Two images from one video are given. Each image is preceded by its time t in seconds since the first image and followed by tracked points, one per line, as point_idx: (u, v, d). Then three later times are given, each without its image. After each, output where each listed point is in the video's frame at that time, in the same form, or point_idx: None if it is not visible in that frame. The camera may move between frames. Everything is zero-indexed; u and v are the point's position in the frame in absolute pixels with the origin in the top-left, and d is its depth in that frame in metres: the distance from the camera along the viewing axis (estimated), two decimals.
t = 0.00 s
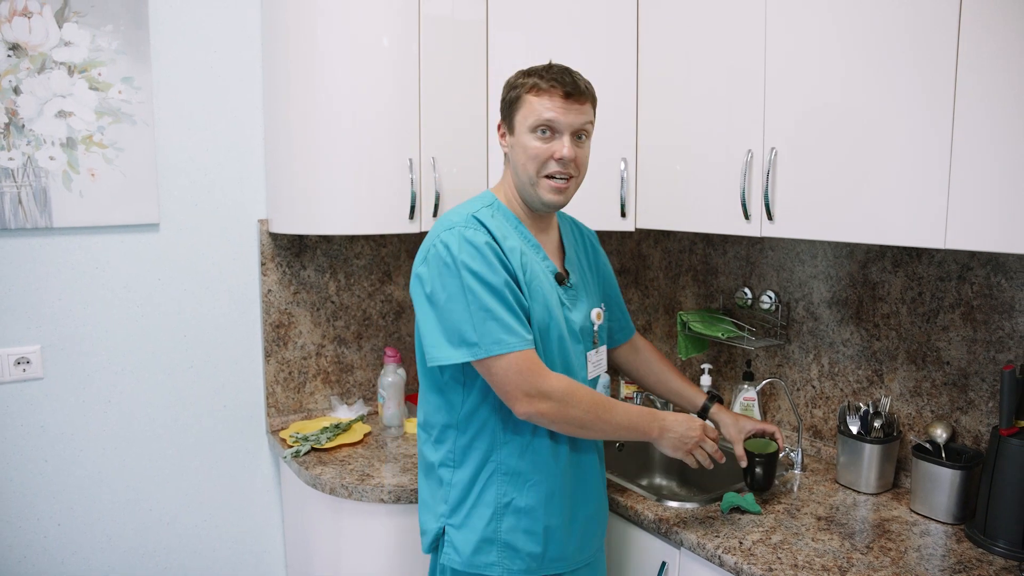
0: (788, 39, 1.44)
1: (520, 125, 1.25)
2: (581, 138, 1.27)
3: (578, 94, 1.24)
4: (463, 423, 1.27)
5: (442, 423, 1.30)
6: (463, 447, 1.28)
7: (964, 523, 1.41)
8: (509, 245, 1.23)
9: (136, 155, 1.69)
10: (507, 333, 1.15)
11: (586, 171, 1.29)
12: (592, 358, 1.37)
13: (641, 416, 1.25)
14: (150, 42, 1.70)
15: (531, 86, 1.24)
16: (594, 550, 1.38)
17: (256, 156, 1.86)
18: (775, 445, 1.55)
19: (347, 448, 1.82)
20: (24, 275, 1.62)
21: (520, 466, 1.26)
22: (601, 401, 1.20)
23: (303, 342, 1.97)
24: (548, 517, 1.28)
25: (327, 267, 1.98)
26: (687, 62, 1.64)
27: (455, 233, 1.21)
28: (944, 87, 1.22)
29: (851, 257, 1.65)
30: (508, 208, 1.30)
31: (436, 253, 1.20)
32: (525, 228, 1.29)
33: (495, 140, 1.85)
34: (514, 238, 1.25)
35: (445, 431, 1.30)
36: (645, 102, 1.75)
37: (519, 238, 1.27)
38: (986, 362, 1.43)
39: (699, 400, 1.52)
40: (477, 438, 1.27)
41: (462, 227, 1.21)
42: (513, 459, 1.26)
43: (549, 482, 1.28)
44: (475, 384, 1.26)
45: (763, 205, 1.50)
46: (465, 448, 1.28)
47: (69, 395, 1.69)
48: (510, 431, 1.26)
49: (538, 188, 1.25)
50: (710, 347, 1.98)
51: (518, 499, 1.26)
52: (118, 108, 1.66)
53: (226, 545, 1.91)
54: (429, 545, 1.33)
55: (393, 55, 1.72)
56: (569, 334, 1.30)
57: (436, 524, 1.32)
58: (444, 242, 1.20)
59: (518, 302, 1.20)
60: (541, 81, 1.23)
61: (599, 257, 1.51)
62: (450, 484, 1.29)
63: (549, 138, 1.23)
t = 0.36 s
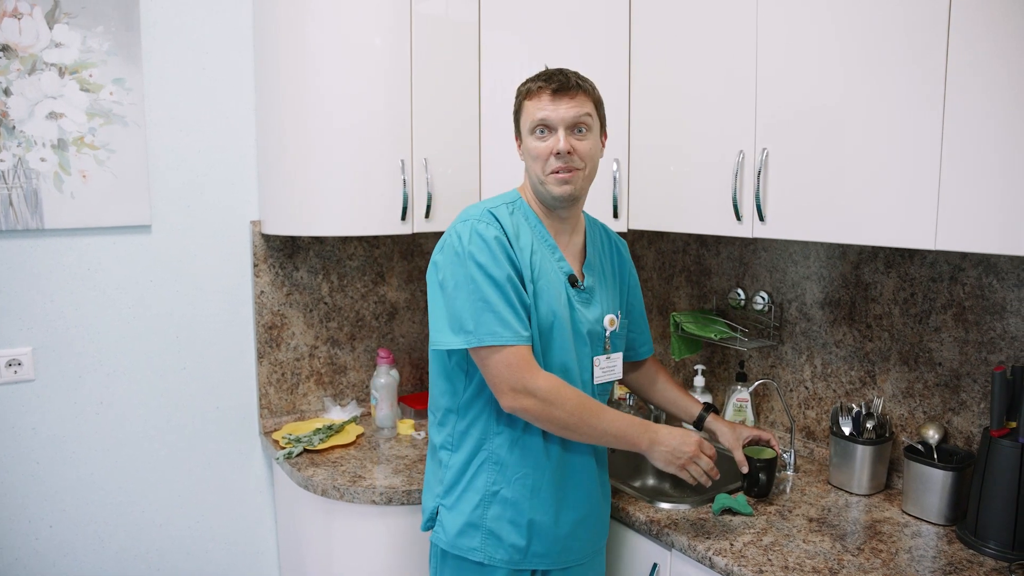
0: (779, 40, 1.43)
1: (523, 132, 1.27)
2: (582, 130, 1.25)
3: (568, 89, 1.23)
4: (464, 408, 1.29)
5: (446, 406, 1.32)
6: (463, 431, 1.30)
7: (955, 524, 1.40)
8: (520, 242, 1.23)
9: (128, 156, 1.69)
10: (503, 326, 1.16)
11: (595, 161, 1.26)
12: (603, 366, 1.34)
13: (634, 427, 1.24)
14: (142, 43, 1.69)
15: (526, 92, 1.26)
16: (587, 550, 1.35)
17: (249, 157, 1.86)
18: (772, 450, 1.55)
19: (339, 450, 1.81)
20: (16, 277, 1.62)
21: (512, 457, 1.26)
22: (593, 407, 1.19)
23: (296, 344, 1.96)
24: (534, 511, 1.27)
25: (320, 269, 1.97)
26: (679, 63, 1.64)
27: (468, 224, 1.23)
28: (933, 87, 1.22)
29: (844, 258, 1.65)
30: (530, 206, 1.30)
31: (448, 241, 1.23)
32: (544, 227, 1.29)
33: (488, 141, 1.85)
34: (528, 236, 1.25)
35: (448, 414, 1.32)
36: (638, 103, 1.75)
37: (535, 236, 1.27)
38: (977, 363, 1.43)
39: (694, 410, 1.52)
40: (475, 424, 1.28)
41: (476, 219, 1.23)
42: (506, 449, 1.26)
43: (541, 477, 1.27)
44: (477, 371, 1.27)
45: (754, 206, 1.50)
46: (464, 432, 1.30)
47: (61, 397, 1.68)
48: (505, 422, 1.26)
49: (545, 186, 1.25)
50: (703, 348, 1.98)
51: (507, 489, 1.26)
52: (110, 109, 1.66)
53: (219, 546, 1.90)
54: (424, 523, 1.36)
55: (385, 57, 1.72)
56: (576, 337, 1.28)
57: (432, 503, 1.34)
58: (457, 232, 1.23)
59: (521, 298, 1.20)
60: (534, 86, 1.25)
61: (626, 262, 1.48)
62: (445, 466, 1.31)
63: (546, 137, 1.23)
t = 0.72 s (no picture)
0: (769, 37, 1.43)
1: (509, 128, 1.26)
2: (569, 126, 1.23)
3: (553, 85, 1.21)
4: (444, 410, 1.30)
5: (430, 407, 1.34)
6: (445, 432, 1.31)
7: (946, 523, 1.40)
8: (493, 244, 1.23)
9: (118, 155, 1.68)
10: (456, 333, 1.18)
11: (582, 159, 1.23)
12: (588, 366, 1.32)
13: (560, 430, 1.16)
14: (131, 41, 1.69)
15: (513, 89, 1.25)
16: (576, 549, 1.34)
17: (239, 155, 1.85)
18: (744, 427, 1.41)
19: (330, 449, 1.81)
20: (4, 276, 1.61)
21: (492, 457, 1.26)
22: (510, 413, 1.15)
23: (287, 343, 1.96)
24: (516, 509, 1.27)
25: (311, 267, 1.97)
26: (669, 61, 1.63)
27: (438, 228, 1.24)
28: (922, 84, 1.21)
29: (835, 256, 1.65)
30: (516, 206, 1.29)
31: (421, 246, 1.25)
32: (529, 227, 1.28)
33: (479, 140, 1.84)
34: (503, 237, 1.25)
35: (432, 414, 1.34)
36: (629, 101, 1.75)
37: (514, 237, 1.26)
38: (968, 361, 1.42)
39: (656, 399, 1.48)
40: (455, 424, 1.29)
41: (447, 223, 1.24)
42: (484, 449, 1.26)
43: (521, 476, 1.27)
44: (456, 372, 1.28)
45: (744, 204, 1.49)
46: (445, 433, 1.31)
47: (50, 396, 1.68)
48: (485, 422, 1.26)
49: (530, 184, 1.23)
50: (695, 346, 1.97)
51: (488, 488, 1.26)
52: (99, 108, 1.65)
53: (210, 545, 1.90)
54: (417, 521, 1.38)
55: (375, 54, 1.71)
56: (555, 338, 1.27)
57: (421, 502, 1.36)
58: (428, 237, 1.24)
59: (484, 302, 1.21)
60: (521, 82, 1.24)
61: (622, 258, 1.45)
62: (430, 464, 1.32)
63: (532, 133, 1.22)
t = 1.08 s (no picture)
0: (761, 34, 1.42)
1: (472, 127, 1.23)
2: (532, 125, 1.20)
3: (514, 84, 1.18)
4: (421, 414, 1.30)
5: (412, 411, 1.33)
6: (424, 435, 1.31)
7: (939, 521, 1.40)
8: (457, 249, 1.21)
9: (110, 154, 1.68)
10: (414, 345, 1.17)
11: (547, 157, 1.21)
12: (565, 364, 1.29)
13: (489, 452, 1.11)
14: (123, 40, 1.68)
15: (473, 88, 1.22)
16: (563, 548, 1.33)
17: (232, 154, 1.85)
18: (726, 461, 1.40)
19: (323, 448, 1.80)
20: None
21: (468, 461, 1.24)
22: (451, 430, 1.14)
23: (281, 342, 1.95)
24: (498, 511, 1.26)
25: (304, 266, 1.96)
26: (662, 59, 1.63)
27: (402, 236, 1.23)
28: (914, 81, 1.21)
29: (829, 254, 1.64)
30: (483, 207, 1.26)
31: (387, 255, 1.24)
32: (497, 228, 1.25)
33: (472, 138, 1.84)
34: (467, 241, 1.23)
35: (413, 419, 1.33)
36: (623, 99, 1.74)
37: (480, 240, 1.24)
38: (962, 360, 1.42)
39: (642, 415, 1.45)
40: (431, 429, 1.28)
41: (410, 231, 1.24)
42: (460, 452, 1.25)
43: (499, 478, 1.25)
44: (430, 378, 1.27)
45: (737, 202, 1.49)
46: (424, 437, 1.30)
47: (43, 396, 1.67)
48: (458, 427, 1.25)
49: (495, 185, 1.21)
50: (690, 345, 1.97)
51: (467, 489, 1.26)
52: (91, 106, 1.65)
53: (204, 545, 1.89)
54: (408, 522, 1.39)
55: (368, 53, 1.71)
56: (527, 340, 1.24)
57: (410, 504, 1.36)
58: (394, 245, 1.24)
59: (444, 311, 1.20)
60: (481, 81, 1.21)
61: (608, 250, 1.41)
62: (413, 467, 1.33)
63: (494, 134, 1.19)
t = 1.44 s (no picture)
0: (754, 33, 1.43)
1: (440, 129, 1.22)
2: (498, 119, 1.18)
3: (474, 80, 1.17)
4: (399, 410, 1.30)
5: (393, 410, 1.33)
6: (402, 433, 1.30)
7: (931, 520, 1.40)
8: (426, 248, 1.21)
9: (105, 153, 1.68)
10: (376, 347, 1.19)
11: (517, 149, 1.19)
12: (543, 363, 1.25)
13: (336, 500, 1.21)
14: (118, 39, 1.69)
15: (435, 89, 1.20)
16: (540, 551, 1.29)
17: (228, 153, 1.85)
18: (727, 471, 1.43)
19: (318, 446, 1.80)
20: None
21: (440, 459, 1.23)
22: (342, 462, 1.23)
23: (276, 340, 1.95)
24: (472, 511, 1.23)
25: (300, 265, 1.96)
26: (656, 59, 1.63)
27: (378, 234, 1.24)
28: (905, 80, 1.21)
29: (822, 253, 1.64)
30: (457, 207, 1.25)
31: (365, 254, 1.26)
32: (470, 227, 1.23)
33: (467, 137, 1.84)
34: (438, 240, 1.22)
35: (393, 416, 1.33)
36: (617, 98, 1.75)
37: (455, 238, 1.23)
38: (954, 358, 1.42)
39: (646, 421, 1.43)
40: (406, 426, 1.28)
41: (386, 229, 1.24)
42: (434, 448, 1.24)
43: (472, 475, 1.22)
44: (406, 375, 1.28)
45: (729, 201, 1.49)
46: (402, 434, 1.30)
47: (38, 395, 1.68)
48: (430, 425, 1.24)
49: (469, 184, 1.19)
50: (685, 344, 1.97)
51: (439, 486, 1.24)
52: (87, 105, 1.65)
53: (198, 543, 1.90)
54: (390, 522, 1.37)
55: (362, 52, 1.71)
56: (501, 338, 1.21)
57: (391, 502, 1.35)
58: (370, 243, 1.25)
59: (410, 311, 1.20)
60: (442, 81, 1.19)
61: (595, 246, 1.37)
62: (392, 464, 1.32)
63: (461, 132, 1.18)
